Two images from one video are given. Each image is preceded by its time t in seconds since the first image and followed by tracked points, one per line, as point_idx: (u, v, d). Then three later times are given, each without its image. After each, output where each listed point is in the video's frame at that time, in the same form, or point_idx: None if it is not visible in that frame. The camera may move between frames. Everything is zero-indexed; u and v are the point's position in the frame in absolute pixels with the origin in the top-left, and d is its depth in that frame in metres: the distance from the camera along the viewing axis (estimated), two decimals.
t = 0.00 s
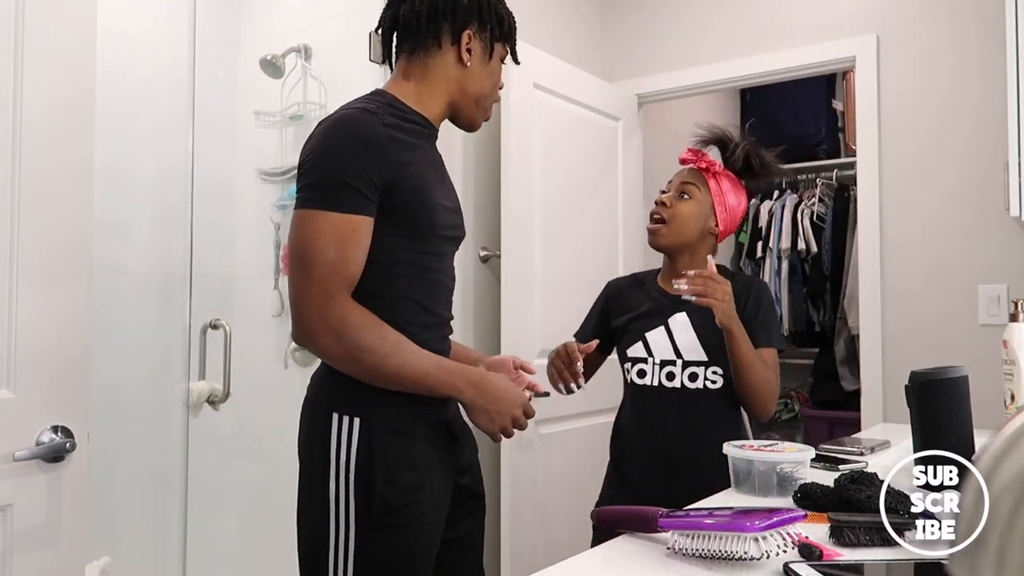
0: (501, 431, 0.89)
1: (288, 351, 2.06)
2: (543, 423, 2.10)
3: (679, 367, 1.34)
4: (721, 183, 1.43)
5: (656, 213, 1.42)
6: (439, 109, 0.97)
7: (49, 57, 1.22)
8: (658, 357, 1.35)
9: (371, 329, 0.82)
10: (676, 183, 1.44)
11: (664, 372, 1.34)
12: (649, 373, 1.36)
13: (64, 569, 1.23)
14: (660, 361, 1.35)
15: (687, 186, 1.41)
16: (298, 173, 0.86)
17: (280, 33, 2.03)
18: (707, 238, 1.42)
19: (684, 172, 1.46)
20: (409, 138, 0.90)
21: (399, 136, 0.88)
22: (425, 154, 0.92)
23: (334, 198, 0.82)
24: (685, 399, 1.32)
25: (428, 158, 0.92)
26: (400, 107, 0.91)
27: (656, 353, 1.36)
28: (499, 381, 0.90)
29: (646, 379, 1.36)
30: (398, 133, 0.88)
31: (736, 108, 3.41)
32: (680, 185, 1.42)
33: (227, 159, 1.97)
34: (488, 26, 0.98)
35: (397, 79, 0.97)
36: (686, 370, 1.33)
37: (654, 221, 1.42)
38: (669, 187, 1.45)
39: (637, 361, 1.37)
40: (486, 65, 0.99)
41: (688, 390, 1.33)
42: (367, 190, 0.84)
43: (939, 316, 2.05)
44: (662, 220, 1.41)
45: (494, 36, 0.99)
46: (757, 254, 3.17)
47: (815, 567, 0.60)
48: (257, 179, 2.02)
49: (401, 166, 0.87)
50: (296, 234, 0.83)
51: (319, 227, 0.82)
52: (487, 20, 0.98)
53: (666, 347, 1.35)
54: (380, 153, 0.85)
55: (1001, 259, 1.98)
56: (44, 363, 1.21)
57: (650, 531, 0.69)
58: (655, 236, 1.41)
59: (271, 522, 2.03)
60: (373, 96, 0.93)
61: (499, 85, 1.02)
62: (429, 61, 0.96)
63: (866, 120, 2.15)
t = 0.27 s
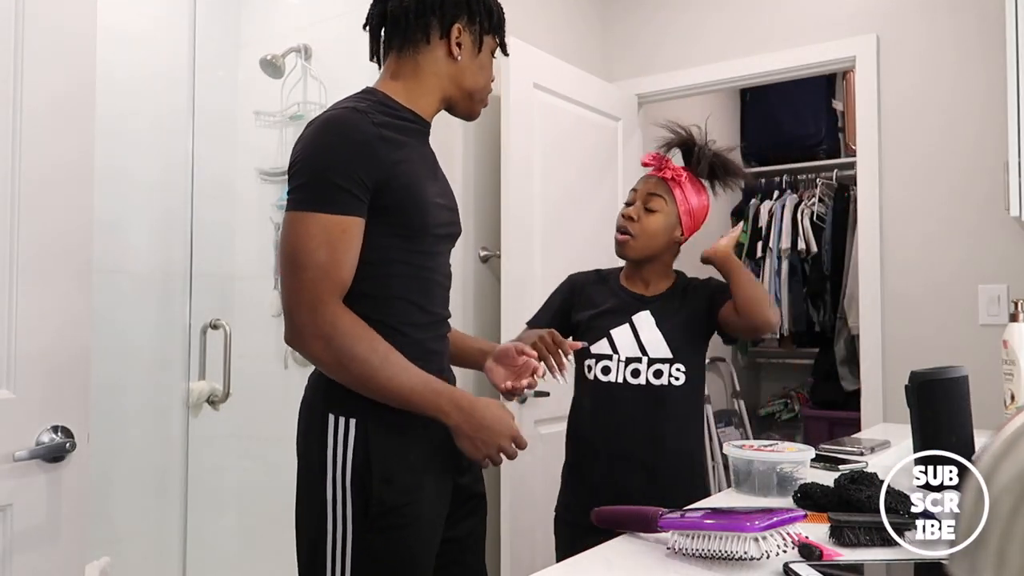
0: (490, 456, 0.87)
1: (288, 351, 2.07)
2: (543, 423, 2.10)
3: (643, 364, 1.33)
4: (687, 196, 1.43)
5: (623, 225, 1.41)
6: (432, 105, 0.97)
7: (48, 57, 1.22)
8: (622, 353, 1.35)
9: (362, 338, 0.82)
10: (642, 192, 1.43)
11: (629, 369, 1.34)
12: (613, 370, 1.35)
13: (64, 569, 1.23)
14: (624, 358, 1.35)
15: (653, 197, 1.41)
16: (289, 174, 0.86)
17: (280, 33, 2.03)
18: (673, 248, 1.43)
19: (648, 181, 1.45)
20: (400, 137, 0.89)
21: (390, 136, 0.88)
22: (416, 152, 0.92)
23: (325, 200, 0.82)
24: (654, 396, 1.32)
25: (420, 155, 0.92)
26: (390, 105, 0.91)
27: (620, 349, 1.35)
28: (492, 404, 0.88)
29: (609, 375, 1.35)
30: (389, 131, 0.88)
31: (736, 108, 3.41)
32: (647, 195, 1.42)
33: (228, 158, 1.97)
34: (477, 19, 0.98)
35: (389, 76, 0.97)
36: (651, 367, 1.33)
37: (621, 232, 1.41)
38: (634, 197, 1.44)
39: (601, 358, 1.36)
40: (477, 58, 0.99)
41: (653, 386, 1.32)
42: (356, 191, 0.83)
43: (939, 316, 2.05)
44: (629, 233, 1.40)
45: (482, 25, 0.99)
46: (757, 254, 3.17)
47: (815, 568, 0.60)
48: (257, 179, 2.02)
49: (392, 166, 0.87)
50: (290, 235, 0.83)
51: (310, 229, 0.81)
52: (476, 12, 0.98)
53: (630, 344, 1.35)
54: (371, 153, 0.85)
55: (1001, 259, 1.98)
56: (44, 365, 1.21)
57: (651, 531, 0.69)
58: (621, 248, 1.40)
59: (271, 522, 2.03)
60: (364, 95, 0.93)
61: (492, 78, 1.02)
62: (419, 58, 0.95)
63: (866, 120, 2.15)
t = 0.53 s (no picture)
0: (412, 545, 0.80)
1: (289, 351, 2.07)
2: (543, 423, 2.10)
3: (628, 359, 1.36)
4: (675, 206, 1.43)
5: (615, 239, 1.40)
6: (429, 105, 0.97)
7: (48, 57, 1.22)
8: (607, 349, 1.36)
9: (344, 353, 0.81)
10: (632, 203, 1.41)
11: (615, 364, 1.35)
12: (599, 365, 1.36)
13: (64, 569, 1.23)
14: (608, 353, 1.36)
15: (644, 209, 1.40)
16: (284, 172, 0.85)
17: (281, 33, 2.03)
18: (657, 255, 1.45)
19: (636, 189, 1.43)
20: (397, 139, 0.90)
21: (388, 138, 0.88)
22: (412, 154, 0.92)
23: (323, 200, 0.82)
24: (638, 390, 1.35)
25: (416, 156, 0.92)
26: (388, 105, 0.91)
27: (606, 344, 1.36)
28: (434, 495, 0.82)
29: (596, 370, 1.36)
30: (385, 132, 0.88)
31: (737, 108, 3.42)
32: (638, 207, 1.40)
33: (227, 159, 1.97)
34: (482, 26, 0.99)
35: (388, 73, 0.96)
36: (637, 362, 1.36)
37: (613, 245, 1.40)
38: (623, 208, 1.42)
39: (586, 355, 1.37)
40: (477, 65, 0.99)
41: (639, 380, 1.35)
42: (353, 192, 0.83)
43: (939, 316, 2.05)
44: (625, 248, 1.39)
45: (485, 36, 0.99)
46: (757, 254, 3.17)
47: (815, 568, 0.60)
48: (257, 179, 2.02)
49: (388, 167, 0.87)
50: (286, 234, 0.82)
51: (308, 229, 0.81)
52: (480, 21, 0.98)
53: (615, 340, 1.37)
54: (369, 153, 0.85)
55: (1001, 259, 1.98)
56: (44, 366, 1.21)
57: (651, 531, 0.69)
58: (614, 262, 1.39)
59: (271, 522, 2.03)
60: (361, 93, 0.92)
61: (489, 87, 1.03)
62: (421, 56, 0.95)
63: (866, 120, 2.15)
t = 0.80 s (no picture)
0: (352, 568, 0.80)
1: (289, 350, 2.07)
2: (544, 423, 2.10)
3: (642, 357, 1.35)
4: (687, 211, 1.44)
5: (638, 247, 1.38)
6: (425, 106, 0.96)
7: (48, 57, 1.22)
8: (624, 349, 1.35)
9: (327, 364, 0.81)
10: (652, 210, 1.39)
11: (631, 364, 1.34)
12: (616, 366, 1.34)
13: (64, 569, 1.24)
14: (625, 353, 1.34)
15: (665, 217, 1.39)
16: (277, 169, 0.85)
17: (281, 32, 2.02)
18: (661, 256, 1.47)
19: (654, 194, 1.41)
20: (392, 139, 0.89)
21: (381, 139, 0.88)
22: (408, 155, 0.91)
23: (316, 200, 0.82)
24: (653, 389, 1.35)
25: (411, 156, 0.92)
26: (383, 104, 0.91)
27: (622, 345, 1.35)
28: (383, 522, 0.82)
29: (613, 372, 1.33)
30: (378, 131, 0.88)
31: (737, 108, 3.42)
32: (659, 216, 1.39)
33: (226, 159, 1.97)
34: (481, 29, 0.99)
35: (386, 72, 0.96)
36: (652, 360, 1.36)
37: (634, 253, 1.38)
38: (642, 214, 1.39)
39: (603, 355, 1.34)
40: (476, 67, 0.99)
41: (654, 378, 1.35)
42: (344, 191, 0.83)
43: (939, 316, 2.05)
44: (647, 257, 1.38)
45: (485, 39, 0.99)
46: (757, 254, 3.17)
47: (815, 568, 0.60)
48: (258, 179, 2.01)
49: (381, 167, 0.87)
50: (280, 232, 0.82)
51: (302, 228, 0.81)
52: (480, 23, 0.98)
53: (629, 339, 1.36)
54: (361, 153, 0.85)
55: (1000, 259, 1.98)
56: (44, 366, 1.21)
57: (651, 531, 0.69)
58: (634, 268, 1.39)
59: (271, 522, 2.03)
60: (357, 92, 0.92)
61: (488, 90, 1.02)
62: (418, 56, 0.95)
63: (866, 120, 2.15)
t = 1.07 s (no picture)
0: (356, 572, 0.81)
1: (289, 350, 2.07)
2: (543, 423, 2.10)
3: (674, 357, 1.36)
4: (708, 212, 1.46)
5: (671, 245, 1.38)
6: (425, 110, 0.97)
7: (47, 56, 1.22)
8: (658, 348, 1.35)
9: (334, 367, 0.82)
10: (681, 210, 1.40)
11: (662, 363, 1.34)
12: (649, 366, 1.33)
13: (64, 569, 1.23)
14: (659, 352, 1.34)
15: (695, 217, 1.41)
16: (279, 176, 0.85)
17: (281, 33, 2.02)
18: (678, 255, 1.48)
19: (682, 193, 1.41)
20: (393, 143, 0.89)
21: (384, 144, 0.88)
22: (407, 159, 0.91)
23: (317, 204, 0.81)
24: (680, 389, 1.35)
25: (411, 160, 0.92)
26: (384, 109, 0.91)
27: (655, 345, 1.35)
28: (387, 527, 0.83)
29: (648, 372, 1.33)
30: (381, 137, 0.88)
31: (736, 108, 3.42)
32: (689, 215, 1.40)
33: (226, 159, 1.97)
34: (483, 33, 0.99)
35: (387, 75, 0.97)
36: (681, 359, 1.37)
37: (665, 251, 1.39)
38: (670, 213, 1.40)
39: (638, 355, 1.33)
40: (477, 71, 0.99)
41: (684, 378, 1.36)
42: (348, 197, 0.83)
43: (938, 316, 2.05)
44: (677, 256, 1.39)
45: (486, 43, 0.99)
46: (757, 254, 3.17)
47: (815, 568, 0.60)
48: (257, 180, 2.02)
49: (383, 172, 0.87)
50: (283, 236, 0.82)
51: (306, 232, 0.81)
52: (482, 28, 0.98)
53: (663, 338, 1.36)
54: (363, 158, 0.85)
55: (1000, 259, 1.98)
56: (43, 365, 1.21)
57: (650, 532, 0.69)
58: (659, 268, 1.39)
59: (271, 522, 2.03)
60: (358, 95, 0.93)
61: (489, 94, 1.02)
62: (419, 60, 0.95)
63: (866, 120, 2.16)
